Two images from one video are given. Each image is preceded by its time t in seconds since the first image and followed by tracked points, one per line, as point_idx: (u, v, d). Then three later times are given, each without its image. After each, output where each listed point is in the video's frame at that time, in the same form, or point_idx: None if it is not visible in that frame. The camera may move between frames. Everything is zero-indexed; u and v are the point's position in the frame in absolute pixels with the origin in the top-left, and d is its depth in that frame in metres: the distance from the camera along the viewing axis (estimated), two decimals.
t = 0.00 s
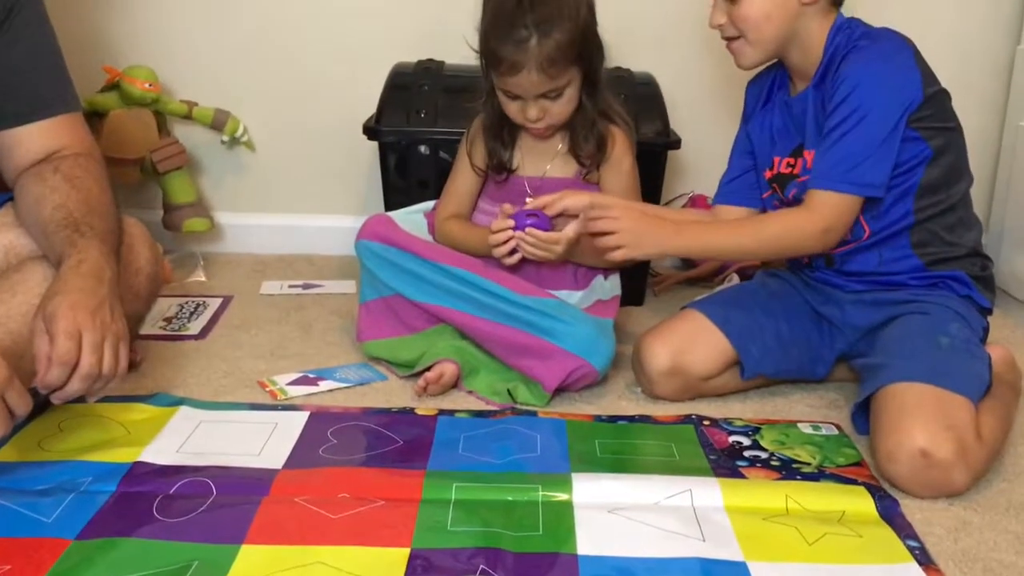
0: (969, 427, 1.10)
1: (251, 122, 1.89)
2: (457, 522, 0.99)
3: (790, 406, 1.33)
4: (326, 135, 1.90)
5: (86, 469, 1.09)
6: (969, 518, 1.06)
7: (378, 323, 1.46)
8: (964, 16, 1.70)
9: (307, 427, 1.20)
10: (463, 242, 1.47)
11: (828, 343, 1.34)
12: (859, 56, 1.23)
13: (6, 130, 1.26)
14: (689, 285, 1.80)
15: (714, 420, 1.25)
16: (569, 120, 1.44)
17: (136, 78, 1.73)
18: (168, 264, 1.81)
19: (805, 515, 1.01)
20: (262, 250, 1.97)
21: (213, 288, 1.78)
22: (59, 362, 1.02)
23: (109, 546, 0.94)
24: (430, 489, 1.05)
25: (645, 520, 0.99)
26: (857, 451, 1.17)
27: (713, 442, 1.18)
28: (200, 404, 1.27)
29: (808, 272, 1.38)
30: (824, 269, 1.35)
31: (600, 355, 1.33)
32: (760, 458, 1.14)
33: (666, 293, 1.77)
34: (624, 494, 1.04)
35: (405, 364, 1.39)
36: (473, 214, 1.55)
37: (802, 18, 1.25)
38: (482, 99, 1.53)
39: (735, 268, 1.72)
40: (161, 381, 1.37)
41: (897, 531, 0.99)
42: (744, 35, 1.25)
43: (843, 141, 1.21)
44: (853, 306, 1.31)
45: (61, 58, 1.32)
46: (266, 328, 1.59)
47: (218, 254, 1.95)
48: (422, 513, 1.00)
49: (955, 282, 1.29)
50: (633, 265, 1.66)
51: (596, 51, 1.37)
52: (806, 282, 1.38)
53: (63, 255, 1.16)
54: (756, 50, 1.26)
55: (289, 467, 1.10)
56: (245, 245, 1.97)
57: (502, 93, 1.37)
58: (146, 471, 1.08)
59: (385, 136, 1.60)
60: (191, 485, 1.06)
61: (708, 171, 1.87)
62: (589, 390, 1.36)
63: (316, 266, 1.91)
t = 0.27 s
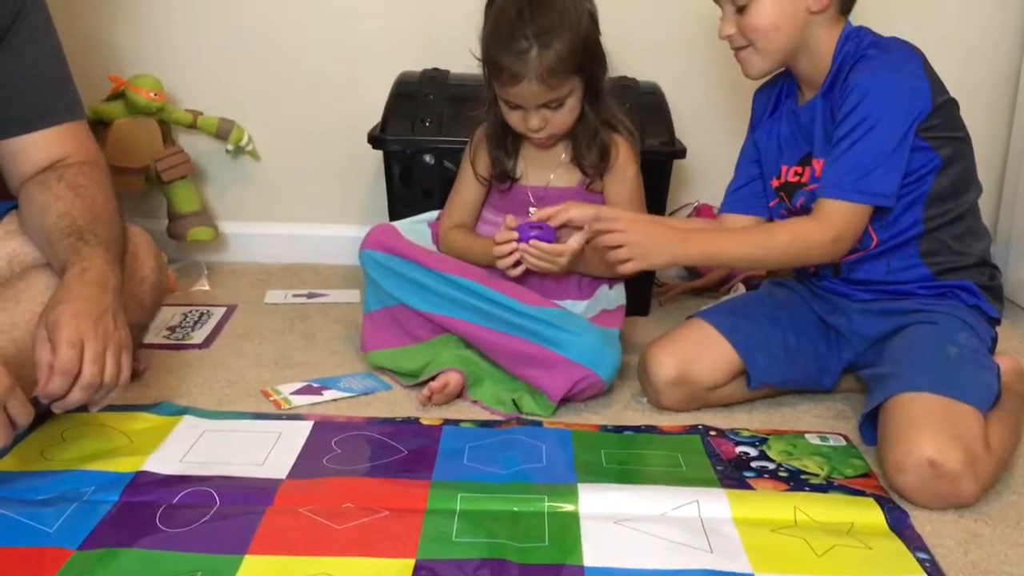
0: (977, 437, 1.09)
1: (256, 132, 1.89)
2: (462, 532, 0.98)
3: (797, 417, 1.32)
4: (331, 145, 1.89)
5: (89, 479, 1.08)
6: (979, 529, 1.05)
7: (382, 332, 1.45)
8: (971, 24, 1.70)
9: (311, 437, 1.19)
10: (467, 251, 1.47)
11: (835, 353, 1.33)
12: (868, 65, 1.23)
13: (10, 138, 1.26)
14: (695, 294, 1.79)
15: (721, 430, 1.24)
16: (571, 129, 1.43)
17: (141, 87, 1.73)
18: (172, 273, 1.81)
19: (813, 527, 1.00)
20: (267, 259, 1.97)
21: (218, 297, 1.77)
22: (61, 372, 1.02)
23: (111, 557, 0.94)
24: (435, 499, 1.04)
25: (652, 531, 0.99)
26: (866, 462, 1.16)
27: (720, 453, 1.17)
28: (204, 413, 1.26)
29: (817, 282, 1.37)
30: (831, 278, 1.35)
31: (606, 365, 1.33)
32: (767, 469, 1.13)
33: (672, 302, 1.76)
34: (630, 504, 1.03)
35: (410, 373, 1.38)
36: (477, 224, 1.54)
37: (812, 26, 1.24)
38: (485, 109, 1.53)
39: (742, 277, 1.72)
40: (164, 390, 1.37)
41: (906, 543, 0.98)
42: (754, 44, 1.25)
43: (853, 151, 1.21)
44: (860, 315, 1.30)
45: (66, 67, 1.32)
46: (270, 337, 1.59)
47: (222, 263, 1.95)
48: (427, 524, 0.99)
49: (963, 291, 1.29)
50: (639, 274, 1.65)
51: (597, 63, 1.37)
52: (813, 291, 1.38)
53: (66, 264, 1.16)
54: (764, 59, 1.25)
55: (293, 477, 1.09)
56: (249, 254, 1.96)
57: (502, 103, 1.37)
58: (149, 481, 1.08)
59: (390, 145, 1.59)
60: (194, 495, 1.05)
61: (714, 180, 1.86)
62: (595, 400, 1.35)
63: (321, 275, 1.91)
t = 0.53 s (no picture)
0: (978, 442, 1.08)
1: (254, 138, 1.88)
2: (459, 543, 0.97)
3: (798, 423, 1.31)
4: (328, 151, 1.88)
5: (82, 490, 1.07)
6: (983, 536, 1.04)
7: (378, 340, 1.44)
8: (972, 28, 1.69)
9: (306, 446, 1.18)
10: (464, 257, 1.46)
11: (835, 357, 1.32)
12: (873, 67, 1.22)
13: (3, 146, 1.25)
14: (694, 299, 1.78)
15: (721, 437, 1.22)
16: (567, 132, 1.42)
17: (136, 93, 1.72)
18: (168, 281, 1.80)
19: (816, 535, 0.99)
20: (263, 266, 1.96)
21: (214, 305, 1.76)
22: (52, 384, 1.00)
23: (103, 569, 0.92)
24: (432, 509, 1.02)
25: (652, 540, 0.97)
26: (868, 469, 1.15)
27: (720, 460, 1.16)
28: (198, 422, 1.25)
29: (817, 285, 1.36)
30: (831, 280, 1.34)
31: (605, 372, 1.31)
32: (768, 476, 1.12)
33: (671, 307, 1.75)
34: (630, 513, 1.02)
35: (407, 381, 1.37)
36: (472, 231, 1.53)
37: (818, 28, 1.23)
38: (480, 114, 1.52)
39: (741, 282, 1.71)
40: (159, 399, 1.35)
41: (910, 551, 0.97)
42: (761, 48, 1.24)
43: (858, 153, 1.20)
44: (861, 318, 1.29)
45: (59, 74, 1.31)
46: (266, 345, 1.57)
47: (218, 271, 1.93)
48: (424, 534, 0.98)
49: (964, 294, 1.27)
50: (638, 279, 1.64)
51: (593, 70, 1.37)
52: (812, 294, 1.37)
53: (58, 273, 1.15)
54: (772, 62, 1.24)
55: (288, 487, 1.08)
56: (246, 261, 1.95)
57: (496, 108, 1.36)
58: (143, 491, 1.06)
59: (386, 151, 1.58)
60: (188, 506, 1.04)
61: (713, 185, 1.85)
62: (594, 407, 1.34)
63: (317, 281, 1.89)
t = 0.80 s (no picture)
0: (965, 446, 1.07)
1: (231, 146, 1.85)
2: (441, 557, 0.94)
3: (784, 427, 1.29)
4: (306, 158, 1.86)
5: (52, 508, 1.04)
6: (972, 542, 1.02)
7: (357, 348, 1.41)
8: (954, 29, 1.69)
9: (284, 459, 1.15)
10: (444, 264, 1.44)
11: (820, 360, 1.31)
12: (866, 70, 1.21)
13: None
14: (678, 303, 1.77)
15: (706, 443, 1.21)
16: (547, 136, 1.40)
17: (109, 100, 1.69)
18: (143, 290, 1.77)
19: (803, 543, 0.97)
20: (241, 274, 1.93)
21: (190, 315, 1.73)
22: (18, 402, 0.98)
23: None
24: (412, 523, 1.00)
25: (637, 551, 0.95)
26: (855, 474, 1.14)
27: (706, 467, 1.14)
28: (173, 436, 1.22)
29: (802, 288, 1.35)
30: (817, 281, 1.32)
31: (588, 378, 1.29)
32: (755, 483, 1.10)
33: (654, 311, 1.74)
34: (615, 523, 1.00)
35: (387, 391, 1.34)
36: (452, 237, 1.51)
37: (807, 31, 1.22)
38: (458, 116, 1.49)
39: (725, 286, 1.69)
40: (133, 412, 1.32)
41: (899, 558, 0.96)
42: (750, 56, 1.22)
43: (849, 156, 1.19)
44: (847, 321, 1.28)
45: (28, 82, 1.28)
46: (243, 355, 1.54)
47: (196, 280, 1.90)
48: (404, 549, 0.95)
49: (949, 297, 1.26)
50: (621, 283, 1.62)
51: (572, 71, 1.35)
52: (797, 297, 1.35)
53: (26, 285, 1.12)
54: (763, 69, 1.23)
55: (265, 501, 1.05)
56: (223, 270, 1.92)
57: (474, 112, 1.34)
58: (115, 509, 1.04)
59: (365, 156, 1.56)
60: (161, 523, 1.01)
61: (696, 188, 1.84)
62: (577, 414, 1.32)
63: (296, 290, 1.87)
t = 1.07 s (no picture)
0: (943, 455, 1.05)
1: (194, 157, 1.81)
2: None
3: (759, 437, 1.27)
4: (272, 170, 1.82)
5: (3, 535, 0.99)
6: (952, 553, 1.01)
7: (323, 363, 1.38)
8: (919, 36, 1.70)
9: (248, 479, 1.12)
10: (412, 275, 1.41)
11: (795, 369, 1.29)
12: (838, 78, 1.20)
13: None
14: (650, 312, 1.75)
15: (682, 455, 1.19)
16: (515, 145, 1.38)
17: (67, 111, 1.65)
18: (103, 306, 1.72)
19: (782, 557, 0.95)
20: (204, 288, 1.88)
21: (152, 330, 1.68)
22: None
23: None
24: (380, 544, 0.97)
25: (613, 569, 0.93)
26: (832, 484, 1.12)
27: (682, 480, 1.12)
28: (132, 457, 1.18)
29: (777, 297, 1.33)
30: (793, 289, 1.31)
31: (561, 391, 1.27)
32: (731, 496, 1.08)
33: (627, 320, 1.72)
34: (590, 541, 0.97)
35: (355, 406, 1.31)
36: (420, 247, 1.48)
37: (778, 39, 1.21)
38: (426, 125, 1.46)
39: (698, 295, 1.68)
40: (91, 433, 1.28)
41: (879, 570, 0.94)
42: (722, 64, 1.20)
43: (821, 166, 1.18)
44: (821, 329, 1.27)
45: None
46: (207, 371, 1.50)
47: (158, 295, 1.85)
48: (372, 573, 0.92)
49: (924, 304, 1.25)
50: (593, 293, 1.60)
51: (539, 78, 1.33)
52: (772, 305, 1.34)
53: None
54: (735, 79, 1.22)
55: (227, 524, 1.02)
56: (187, 284, 1.88)
57: (441, 121, 1.31)
58: (69, 535, 0.99)
59: (330, 167, 1.53)
60: (118, 550, 0.97)
61: (668, 197, 1.83)
62: (549, 427, 1.30)
63: (262, 303, 1.82)
